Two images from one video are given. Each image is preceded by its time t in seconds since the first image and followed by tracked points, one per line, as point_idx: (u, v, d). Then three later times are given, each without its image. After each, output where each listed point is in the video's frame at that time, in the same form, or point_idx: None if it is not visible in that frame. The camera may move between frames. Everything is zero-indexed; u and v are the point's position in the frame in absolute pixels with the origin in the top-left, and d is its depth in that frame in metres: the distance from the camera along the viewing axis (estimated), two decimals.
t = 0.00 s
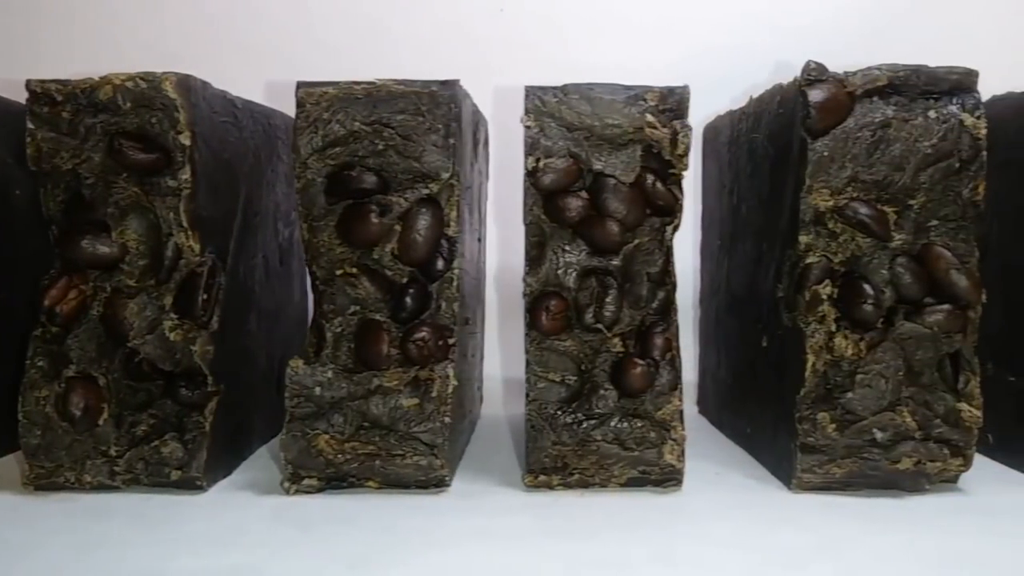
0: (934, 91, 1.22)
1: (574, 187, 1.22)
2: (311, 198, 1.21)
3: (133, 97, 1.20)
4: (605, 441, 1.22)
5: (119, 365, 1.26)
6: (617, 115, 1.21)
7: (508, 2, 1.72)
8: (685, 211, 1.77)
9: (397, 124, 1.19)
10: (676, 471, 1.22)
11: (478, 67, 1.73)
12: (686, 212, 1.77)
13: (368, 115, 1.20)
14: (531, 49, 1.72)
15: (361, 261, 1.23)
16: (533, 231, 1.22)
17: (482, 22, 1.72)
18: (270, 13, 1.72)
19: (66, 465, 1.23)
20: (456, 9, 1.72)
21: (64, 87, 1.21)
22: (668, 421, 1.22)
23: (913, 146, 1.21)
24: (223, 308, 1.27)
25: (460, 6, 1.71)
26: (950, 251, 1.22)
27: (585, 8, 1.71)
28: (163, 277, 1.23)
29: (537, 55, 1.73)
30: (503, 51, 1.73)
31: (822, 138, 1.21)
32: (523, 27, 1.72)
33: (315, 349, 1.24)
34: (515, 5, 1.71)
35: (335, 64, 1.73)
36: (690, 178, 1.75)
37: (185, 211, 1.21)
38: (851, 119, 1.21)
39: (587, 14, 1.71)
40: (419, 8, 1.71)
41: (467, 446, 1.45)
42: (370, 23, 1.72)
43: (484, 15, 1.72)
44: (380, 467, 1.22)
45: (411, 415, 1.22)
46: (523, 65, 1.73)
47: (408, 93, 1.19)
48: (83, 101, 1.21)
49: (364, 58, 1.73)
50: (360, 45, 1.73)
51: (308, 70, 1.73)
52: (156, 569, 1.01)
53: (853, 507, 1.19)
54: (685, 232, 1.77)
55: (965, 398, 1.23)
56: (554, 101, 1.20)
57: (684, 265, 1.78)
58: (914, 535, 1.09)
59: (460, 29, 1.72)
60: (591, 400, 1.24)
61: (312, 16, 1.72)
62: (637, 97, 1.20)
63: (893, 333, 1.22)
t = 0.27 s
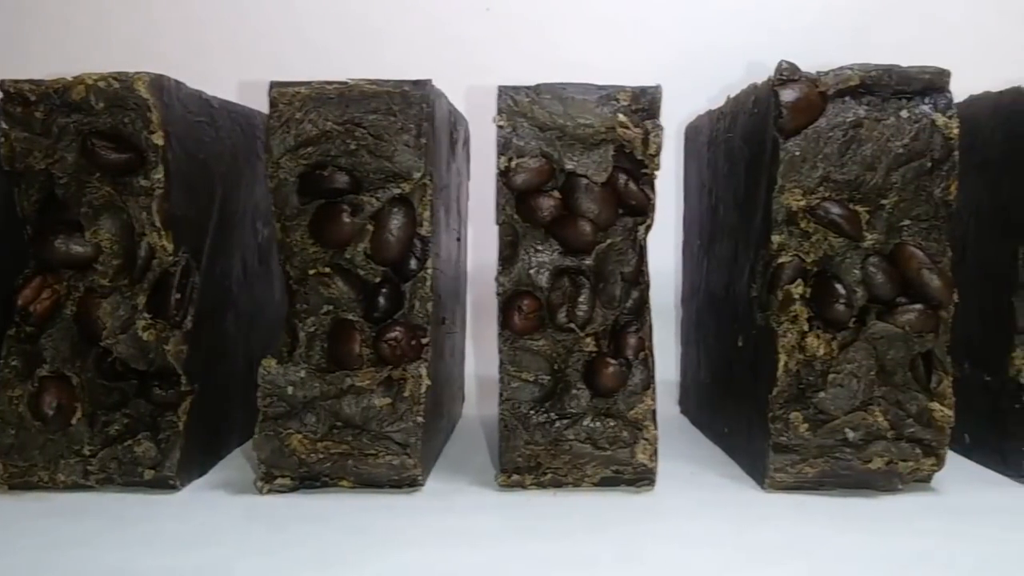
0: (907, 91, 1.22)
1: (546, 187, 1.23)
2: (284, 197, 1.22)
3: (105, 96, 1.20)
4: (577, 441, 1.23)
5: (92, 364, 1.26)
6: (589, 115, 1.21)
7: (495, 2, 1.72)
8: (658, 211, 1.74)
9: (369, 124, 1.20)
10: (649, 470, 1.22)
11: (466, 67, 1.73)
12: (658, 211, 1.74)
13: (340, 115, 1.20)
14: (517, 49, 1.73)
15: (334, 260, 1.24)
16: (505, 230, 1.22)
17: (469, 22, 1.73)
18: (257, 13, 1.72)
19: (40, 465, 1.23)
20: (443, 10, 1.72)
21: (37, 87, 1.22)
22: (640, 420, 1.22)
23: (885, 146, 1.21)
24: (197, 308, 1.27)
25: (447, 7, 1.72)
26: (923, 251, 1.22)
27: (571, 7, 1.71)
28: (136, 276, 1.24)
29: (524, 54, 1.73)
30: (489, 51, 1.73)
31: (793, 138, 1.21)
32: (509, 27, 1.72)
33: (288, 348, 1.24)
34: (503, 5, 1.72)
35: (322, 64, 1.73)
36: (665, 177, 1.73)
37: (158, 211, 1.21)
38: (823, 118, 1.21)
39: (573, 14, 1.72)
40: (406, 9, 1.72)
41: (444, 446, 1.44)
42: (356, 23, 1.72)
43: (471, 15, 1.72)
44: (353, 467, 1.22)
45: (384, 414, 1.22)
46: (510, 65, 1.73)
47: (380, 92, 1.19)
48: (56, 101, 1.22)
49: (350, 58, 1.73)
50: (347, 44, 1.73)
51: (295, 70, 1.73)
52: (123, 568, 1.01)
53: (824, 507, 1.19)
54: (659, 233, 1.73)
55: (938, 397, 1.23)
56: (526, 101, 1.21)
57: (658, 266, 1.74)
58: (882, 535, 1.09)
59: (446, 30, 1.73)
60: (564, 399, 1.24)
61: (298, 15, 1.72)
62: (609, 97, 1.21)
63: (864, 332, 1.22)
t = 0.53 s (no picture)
0: (879, 91, 1.22)
1: (519, 187, 1.23)
2: (256, 197, 1.22)
3: (78, 97, 1.20)
4: (550, 440, 1.23)
5: (66, 364, 1.26)
6: (561, 115, 1.21)
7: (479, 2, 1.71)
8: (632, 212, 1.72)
9: (341, 124, 1.20)
10: (621, 469, 1.23)
11: (450, 67, 1.72)
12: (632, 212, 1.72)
13: (313, 115, 1.20)
14: (501, 49, 1.72)
15: (307, 260, 1.23)
16: (477, 230, 1.22)
17: (452, 22, 1.71)
18: (240, 12, 1.71)
19: (13, 464, 1.24)
20: (426, 9, 1.71)
21: (11, 87, 1.22)
22: (613, 420, 1.23)
23: (857, 146, 1.21)
24: (172, 307, 1.27)
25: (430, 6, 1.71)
26: (895, 251, 1.22)
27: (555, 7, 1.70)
28: (110, 275, 1.24)
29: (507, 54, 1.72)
30: (473, 51, 1.72)
31: (765, 138, 1.21)
32: (492, 27, 1.71)
33: (261, 348, 1.25)
34: (486, 5, 1.71)
35: (306, 64, 1.72)
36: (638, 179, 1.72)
37: (131, 211, 1.22)
38: (795, 119, 1.21)
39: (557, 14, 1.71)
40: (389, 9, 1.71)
41: (422, 445, 1.44)
42: (339, 23, 1.71)
43: (454, 15, 1.71)
44: (326, 466, 1.23)
45: (357, 414, 1.22)
46: (493, 65, 1.72)
47: (353, 93, 1.19)
48: (29, 101, 1.22)
49: (334, 57, 1.72)
50: (330, 44, 1.71)
51: (278, 69, 1.72)
52: (89, 569, 1.01)
53: (795, 506, 1.20)
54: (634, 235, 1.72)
55: (910, 397, 1.23)
56: (499, 101, 1.21)
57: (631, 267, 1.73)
58: (850, 535, 1.10)
59: (429, 30, 1.72)
60: (537, 399, 1.24)
61: (282, 14, 1.71)
62: (582, 97, 1.21)
63: (837, 332, 1.22)
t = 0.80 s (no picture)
0: (852, 91, 1.22)
1: (492, 187, 1.22)
2: (229, 197, 1.22)
3: (50, 97, 1.20)
4: (523, 440, 1.23)
5: (41, 363, 1.27)
6: (534, 115, 1.21)
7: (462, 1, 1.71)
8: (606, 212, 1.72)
9: (313, 124, 1.20)
10: (594, 469, 1.23)
11: (433, 66, 1.72)
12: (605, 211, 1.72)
13: (285, 115, 1.20)
14: (485, 48, 1.72)
15: (280, 260, 1.23)
16: (449, 229, 1.23)
17: (435, 21, 1.71)
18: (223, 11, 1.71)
19: None
20: (409, 8, 1.71)
21: None
22: (586, 419, 1.23)
23: (829, 146, 1.21)
24: (146, 307, 1.27)
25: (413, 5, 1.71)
26: (868, 251, 1.22)
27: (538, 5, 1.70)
28: (83, 275, 1.24)
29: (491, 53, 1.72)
30: (456, 51, 1.72)
31: (738, 138, 1.21)
32: (475, 27, 1.71)
33: (234, 348, 1.25)
34: (469, 4, 1.71)
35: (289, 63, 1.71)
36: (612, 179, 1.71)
37: (104, 211, 1.22)
38: (767, 118, 1.21)
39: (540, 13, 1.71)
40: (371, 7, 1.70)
41: (399, 445, 1.44)
42: (322, 22, 1.70)
43: (437, 14, 1.71)
44: (300, 466, 1.23)
45: (330, 414, 1.22)
46: (477, 64, 1.72)
47: (325, 93, 1.19)
48: (3, 101, 1.22)
49: (317, 57, 1.71)
50: (313, 43, 1.71)
51: (263, 69, 1.71)
52: (57, 568, 1.01)
53: (767, 506, 1.20)
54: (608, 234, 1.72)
55: (882, 397, 1.23)
56: (471, 101, 1.21)
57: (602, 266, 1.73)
58: (818, 534, 1.10)
59: (412, 29, 1.71)
60: (509, 399, 1.24)
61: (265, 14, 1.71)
62: (555, 97, 1.21)
63: (809, 332, 1.22)
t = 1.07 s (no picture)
0: (824, 91, 1.22)
1: (465, 187, 1.22)
2: (202, 196, 1.22)
3: (24, 97, 1.20)
4: (495, 440, 1.23)
5: (14, 363, 1.26)
6: (506, 115, 1.21)
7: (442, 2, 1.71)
8: (582, 211, 1.73)
9: (286, 123, 1.20)
10: (566, 469, 1.23)
11: (415, 67, 1.72)
12: (581, 211, 1.73)
13: (258, 114, 1.20)
14: (465, 48, 1.71)
15: (253, 260, 1.24)
16: (422, 229, 1.22)
17: (417, 21, 1.71)
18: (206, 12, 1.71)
19: None
20: (390, 7, 1.71)
21: None
22: (558, 419, 1.23)
23: (801, 146, 1.21)
24: (120, 307, 1.27)
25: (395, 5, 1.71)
26: (840, 251, 1.22)
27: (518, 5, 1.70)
28: (56, 275, 1.24)
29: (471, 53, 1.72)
30: (436, 51, 1.72)
31: (711, 138, 1.21)
32: (456, 27, 1.71)
33: (207, 348, 1.25)
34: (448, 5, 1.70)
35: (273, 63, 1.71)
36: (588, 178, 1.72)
37: (76, 210, 1.22)
38: (740, 118, 1.21)
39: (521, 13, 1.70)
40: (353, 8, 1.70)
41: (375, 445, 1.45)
42: (305, 21, 1.70)
43: (419, 13, 1.71)
44: (273, 466, 1.23)
45: (303, 413, 1.22)
46: (458, 65, 1.72)
47: (297, 93, 1.19)
48: None
49: (299, 57, 1.71)
50: (296, 43, 1.71)
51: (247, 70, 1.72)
52: (24, 568, 1.01)
53: (739, 505, 1.20)
54: (584, 233, 1.73)
55: (854, 396, 1.23)
56: (444, 101, 1.21)
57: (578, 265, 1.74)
58: (786, 534, 1.10)
59: (392, 30, 1.71)
60: (482, 398, 1.24)
61: (248, 14, 1.70)
62: (527, 97, 1.21)
63: (781, 332, 1.22)
